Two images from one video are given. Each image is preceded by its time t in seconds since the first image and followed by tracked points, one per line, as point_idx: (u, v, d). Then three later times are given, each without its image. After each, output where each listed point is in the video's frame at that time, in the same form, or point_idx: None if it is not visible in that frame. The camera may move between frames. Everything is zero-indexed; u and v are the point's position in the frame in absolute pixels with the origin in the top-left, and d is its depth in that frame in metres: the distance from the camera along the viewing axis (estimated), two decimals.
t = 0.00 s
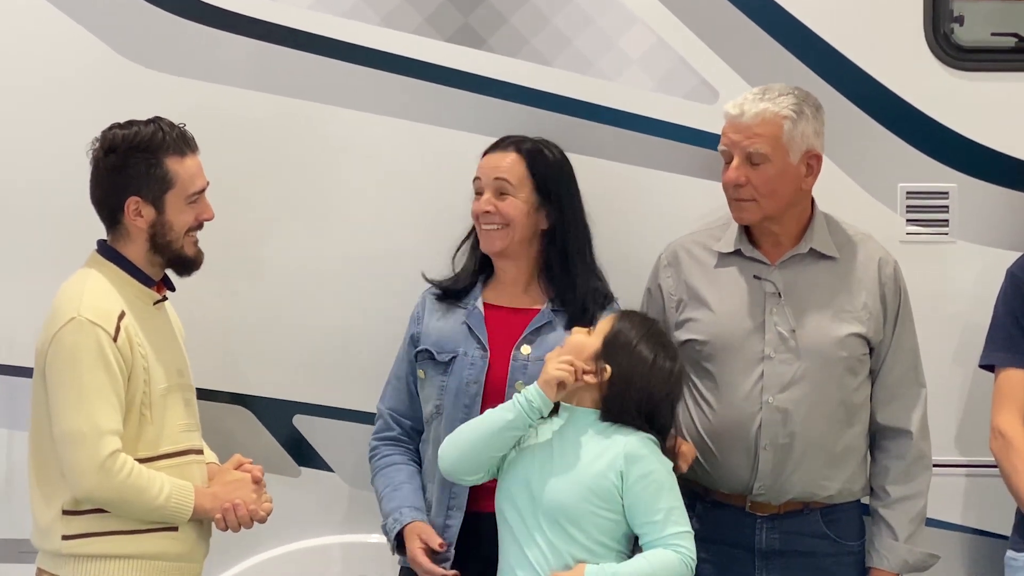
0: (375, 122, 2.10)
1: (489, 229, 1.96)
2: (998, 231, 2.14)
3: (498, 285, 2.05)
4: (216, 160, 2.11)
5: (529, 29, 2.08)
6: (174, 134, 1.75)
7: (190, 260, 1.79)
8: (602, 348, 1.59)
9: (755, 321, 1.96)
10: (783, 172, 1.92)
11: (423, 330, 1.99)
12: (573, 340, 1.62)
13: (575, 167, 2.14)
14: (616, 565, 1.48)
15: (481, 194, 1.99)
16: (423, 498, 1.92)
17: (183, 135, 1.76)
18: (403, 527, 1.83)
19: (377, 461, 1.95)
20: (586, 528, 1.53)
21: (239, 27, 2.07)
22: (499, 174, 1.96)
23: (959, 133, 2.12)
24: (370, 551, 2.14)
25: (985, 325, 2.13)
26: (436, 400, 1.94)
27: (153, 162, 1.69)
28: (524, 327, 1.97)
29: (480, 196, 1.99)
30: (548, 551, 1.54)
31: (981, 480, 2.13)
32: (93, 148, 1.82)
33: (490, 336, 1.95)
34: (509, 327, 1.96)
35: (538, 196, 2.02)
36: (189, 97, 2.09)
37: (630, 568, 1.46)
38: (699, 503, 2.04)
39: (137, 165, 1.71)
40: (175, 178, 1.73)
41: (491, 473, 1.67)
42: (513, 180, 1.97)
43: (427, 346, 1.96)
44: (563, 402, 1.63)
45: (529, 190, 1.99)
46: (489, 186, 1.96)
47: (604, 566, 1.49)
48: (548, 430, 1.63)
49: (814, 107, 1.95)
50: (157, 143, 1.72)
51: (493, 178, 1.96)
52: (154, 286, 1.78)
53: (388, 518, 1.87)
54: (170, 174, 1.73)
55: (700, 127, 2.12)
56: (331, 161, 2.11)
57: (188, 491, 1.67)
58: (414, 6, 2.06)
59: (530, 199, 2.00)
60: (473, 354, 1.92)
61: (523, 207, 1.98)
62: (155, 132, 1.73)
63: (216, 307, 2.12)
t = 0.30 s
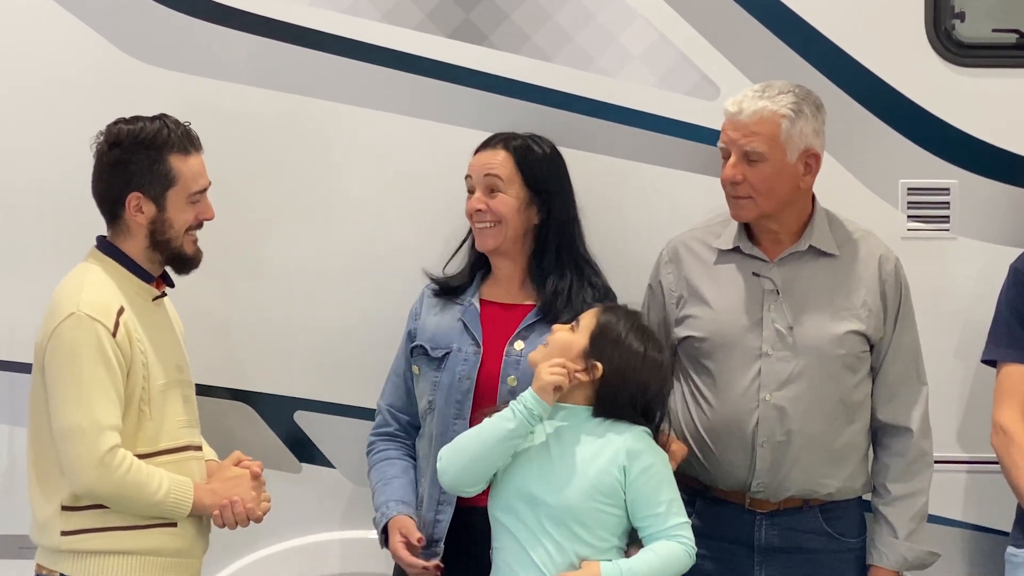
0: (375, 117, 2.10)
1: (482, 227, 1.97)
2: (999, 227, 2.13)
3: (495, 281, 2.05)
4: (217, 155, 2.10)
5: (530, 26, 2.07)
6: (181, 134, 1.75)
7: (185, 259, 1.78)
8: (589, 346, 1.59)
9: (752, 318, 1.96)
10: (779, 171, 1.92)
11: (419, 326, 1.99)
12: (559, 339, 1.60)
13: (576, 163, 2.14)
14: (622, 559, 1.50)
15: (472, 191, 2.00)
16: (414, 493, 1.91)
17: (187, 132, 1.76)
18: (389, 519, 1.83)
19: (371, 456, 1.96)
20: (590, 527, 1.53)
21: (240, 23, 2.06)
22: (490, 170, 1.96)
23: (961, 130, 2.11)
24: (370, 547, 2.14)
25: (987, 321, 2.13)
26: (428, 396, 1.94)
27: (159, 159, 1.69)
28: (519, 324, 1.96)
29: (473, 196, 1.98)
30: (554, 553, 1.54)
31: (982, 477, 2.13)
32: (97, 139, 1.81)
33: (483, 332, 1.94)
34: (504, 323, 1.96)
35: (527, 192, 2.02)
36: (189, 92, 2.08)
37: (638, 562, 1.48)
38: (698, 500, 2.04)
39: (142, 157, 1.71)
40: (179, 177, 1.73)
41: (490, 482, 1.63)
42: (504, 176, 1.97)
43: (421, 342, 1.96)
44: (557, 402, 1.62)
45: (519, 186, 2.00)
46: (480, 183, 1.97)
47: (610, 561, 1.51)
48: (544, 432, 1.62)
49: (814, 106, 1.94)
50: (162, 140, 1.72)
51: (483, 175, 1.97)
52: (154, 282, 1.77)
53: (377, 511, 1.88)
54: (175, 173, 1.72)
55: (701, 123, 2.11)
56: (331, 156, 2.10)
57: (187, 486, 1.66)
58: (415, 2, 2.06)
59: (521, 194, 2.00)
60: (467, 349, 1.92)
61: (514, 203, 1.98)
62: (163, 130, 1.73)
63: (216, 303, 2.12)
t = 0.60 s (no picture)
0: (376, 114, 2.09)
1: (493, 222, 1.95)
2: (1001, 223, 2.13)
3: (494, 277, 2.05)
4: (217, 152, 2.10)
5: (531, 22, 2.07)
6: (163, 120, 1.75)
7: (189, 248, 1.79)
8: (569, 340, 1.62)
9: (749, 315, 1.97)
10: (775, 168, 1.92)
11: (419, 323, 1.99)
12: (540, 335, 1.63)
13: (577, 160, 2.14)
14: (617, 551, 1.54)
15: (482, 186, 1.98)
16: (410, 495, 1.91)
17: (172, 121, 1.75)
18: (387, 526, 1.82)
19: (367, 454, 1.95)
20: (583, 520, 1.55)
21: (240, 20, 2.06)
22: (503, 165, 1.95)
23: (963, 126, 2.11)
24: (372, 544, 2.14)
25: (989, 317, 2.13)
26: (433, 396, 1.94)
27: (145, 148, 1.68)
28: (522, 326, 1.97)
29: (481, 190, 1.97)
30: (547, 549, 1.54)
31: (985, 473, 2.13)
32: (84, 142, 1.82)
33: (488, 331, 1.95)
34: (506, 322, 1.97)
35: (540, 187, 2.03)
36: (189, 88, 2.08)
37: (633, 552, 1.52)
38: (696, 496, 2.05)
39: (131, 152, 1.71)
40: (167, 164, 1.72)
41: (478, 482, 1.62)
42: (517, 170, 1.97)
43: (426, 342, 1.95)
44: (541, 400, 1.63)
45: (532, 180, 2.00)
46: (492, 178, 1.96)
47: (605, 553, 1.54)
48: (529, 431, 1.62)
49: (812, 103, 1.95)
50: (147, 129, 1.72)
51: (496, 169, 1.95)
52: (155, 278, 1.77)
53: (373, 514, 1.86)
54: (161, 159, 1.72)
55: (703, 120, 2.11)
56: (332, 152, 2.10)
57: (190, 483, 1.67)
58: None
59: (533, 189, 2.01)
60: (473, 350, 1.92)
61: (528, 198, 1.99)
62: (145, 119, 1.73)
63: (217, 299, 2.12)
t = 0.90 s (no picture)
0: (376, 111, 2.09)
1: (504, 224, 1.95)
2: (1003, 220, 2.13)
3: (495, 275, 2.06)
4: (218, 148, 2.10)
5: (533, 19, 2.07)
6: (170, 121, 1.75)
7: (186, 248, 1.78)
8: (557, 339, 1.63)
9: (745, 312, 1.97)
10: (772, 165, 1.93)
11: (424, 325, 1.98)
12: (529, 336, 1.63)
13: (578, 157, 2.13)
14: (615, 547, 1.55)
15: (493, 188, 1.96)
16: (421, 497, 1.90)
17: (179, 123, 1.75)
18: (405, 529, 1.81)
19: (376, 455, 1.95)
20: (579, 518, 1.56)
21: (241, 16, 2.06)
22: (513, 168, 1.94)
23: (965, 123, 2.11)
24: (374, 540, 2.14)
25: (989, 314, 2.13)
26: (443, 397, 1.94)
27: (149, 148, 1.68)
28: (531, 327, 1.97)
29: (490, 194, 1.96)
30: (544, 547, 1.55)
31: (987, 470, 2.13)
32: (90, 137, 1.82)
33: (496, 332, 1.95)
34: (514, 323, 1.97)
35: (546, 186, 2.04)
36: (190, 84, 2.07)
37: (630, 547, 1.53)
38: (694, 494, 2.05)
39: (132, 151, 1.70)
40: (172, 166, 1.72)
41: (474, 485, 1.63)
42: (528, 172, 1.96)
43: (434, 344, 1.94)
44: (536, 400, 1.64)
45: (540, 182, 2.01)
46: (504, 181, 1.94)
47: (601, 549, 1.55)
48: (523, 433, 1.63)
49: (808, 100, 1.96)
50: (153, 130, 1.72)
51: (507, 172, 1.94)
52: (154, 274, 1.78)
53: (390, 517, 1.85)
54: (167, 161, 1.72)
55: (704, 116, 2.11)
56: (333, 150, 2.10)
57: (191, 479, 1.67)
58: None
59: (541, 190, 2.01)
60: (482, 352, 1.92)
61: (538, 200, 1.99)
62: (153, 119, 1.72)
63: (218, 296, 2.12)
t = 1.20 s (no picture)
0: (378, 108, 2.09)
1: (504, 222, 1.94)
2: (1005, 217, 2.13)
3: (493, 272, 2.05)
4: (220, 145, 2.09)
5: (536, 16, 2.07)
6: (173, 118, 1.74)
7: (191, 245, 1.78)
8: (547, 341, 1.62)
9: (746, 310, 1.97)
10: (772, 163, 1.93)
11: (421, 322, 1.98)
12: (520, 347, 1.62)
13: (580, 154, 2.13)
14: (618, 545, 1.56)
15: (493, 186, 1.95)
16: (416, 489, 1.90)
17: (182, 120, 1.75)
18: (395, 515, 1.80)
19: (373, 448, 1.95)
20: (585, 518, 1.57)
21: (243, 12, 2.06)
22: (514, 166, 1.94)
23: (967, 121, 2.11)
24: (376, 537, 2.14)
25: (992, 312, 2.13)
26: (438, 395, 1.94)
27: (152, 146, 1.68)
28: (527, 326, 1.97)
29: (490, 192, 1.95)
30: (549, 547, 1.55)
31: (990, 468, 2.13)
32: (93, 133, 1.81)
33: (492, 330, 1.95)
34: (510, 322, 1.97)
35: (547, 189, 2.02)
36: (191, 81, 2.07)
37: (635, 544, 1.55)
38: (695, 491, 2.05)
39: (135, 148, 1.70)
40: (175, 163, 1.72)
41: (478, 491, 1.63)
42: (528, 171, 1.96)
43: (430, 342, 1.95)
44: (541, 403, 1.65)
45: (540, 181, 2.00)
46: (504, 179, 1.93)
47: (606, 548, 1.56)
48: (528, 437, 1.63)
49: (809, 98, 1.96)
50: (156, 127, 1.71)
51: (507, 170, 1.93)
52: (157, 270, 1.77)
53: (382, 507, 1.84)
54: (170, 159, 1.72)
55: (706, 113, 2.11)
56: (335, 146, 2.10)
57: (191, 476, 1.67)
58: None
59: (541, 190, 2.00)
60: (478, 351, 1.93)
61: (538, 199, 1.98)
62: (156, 117, 1.72)
63: (219, 293, 2.11)
